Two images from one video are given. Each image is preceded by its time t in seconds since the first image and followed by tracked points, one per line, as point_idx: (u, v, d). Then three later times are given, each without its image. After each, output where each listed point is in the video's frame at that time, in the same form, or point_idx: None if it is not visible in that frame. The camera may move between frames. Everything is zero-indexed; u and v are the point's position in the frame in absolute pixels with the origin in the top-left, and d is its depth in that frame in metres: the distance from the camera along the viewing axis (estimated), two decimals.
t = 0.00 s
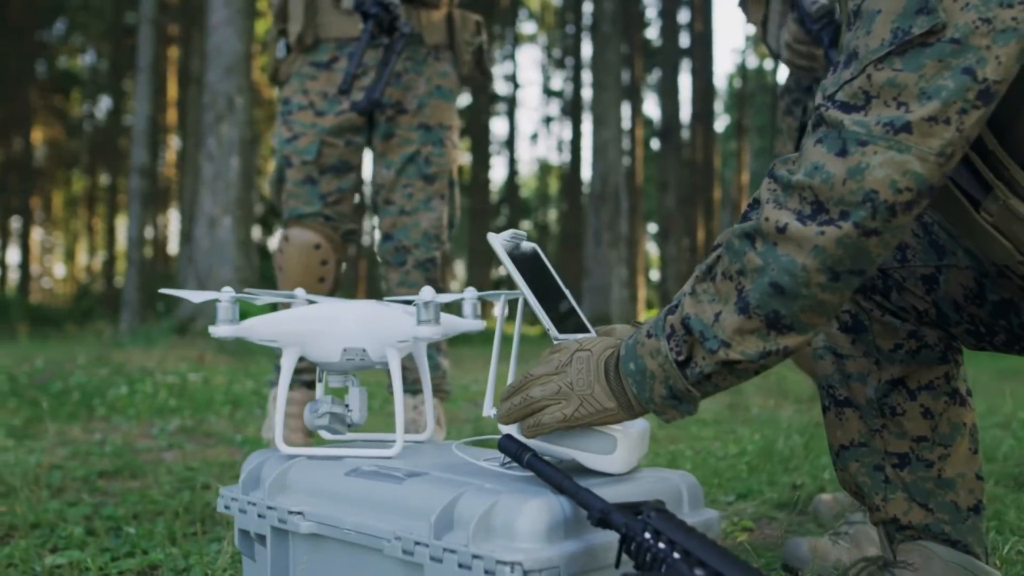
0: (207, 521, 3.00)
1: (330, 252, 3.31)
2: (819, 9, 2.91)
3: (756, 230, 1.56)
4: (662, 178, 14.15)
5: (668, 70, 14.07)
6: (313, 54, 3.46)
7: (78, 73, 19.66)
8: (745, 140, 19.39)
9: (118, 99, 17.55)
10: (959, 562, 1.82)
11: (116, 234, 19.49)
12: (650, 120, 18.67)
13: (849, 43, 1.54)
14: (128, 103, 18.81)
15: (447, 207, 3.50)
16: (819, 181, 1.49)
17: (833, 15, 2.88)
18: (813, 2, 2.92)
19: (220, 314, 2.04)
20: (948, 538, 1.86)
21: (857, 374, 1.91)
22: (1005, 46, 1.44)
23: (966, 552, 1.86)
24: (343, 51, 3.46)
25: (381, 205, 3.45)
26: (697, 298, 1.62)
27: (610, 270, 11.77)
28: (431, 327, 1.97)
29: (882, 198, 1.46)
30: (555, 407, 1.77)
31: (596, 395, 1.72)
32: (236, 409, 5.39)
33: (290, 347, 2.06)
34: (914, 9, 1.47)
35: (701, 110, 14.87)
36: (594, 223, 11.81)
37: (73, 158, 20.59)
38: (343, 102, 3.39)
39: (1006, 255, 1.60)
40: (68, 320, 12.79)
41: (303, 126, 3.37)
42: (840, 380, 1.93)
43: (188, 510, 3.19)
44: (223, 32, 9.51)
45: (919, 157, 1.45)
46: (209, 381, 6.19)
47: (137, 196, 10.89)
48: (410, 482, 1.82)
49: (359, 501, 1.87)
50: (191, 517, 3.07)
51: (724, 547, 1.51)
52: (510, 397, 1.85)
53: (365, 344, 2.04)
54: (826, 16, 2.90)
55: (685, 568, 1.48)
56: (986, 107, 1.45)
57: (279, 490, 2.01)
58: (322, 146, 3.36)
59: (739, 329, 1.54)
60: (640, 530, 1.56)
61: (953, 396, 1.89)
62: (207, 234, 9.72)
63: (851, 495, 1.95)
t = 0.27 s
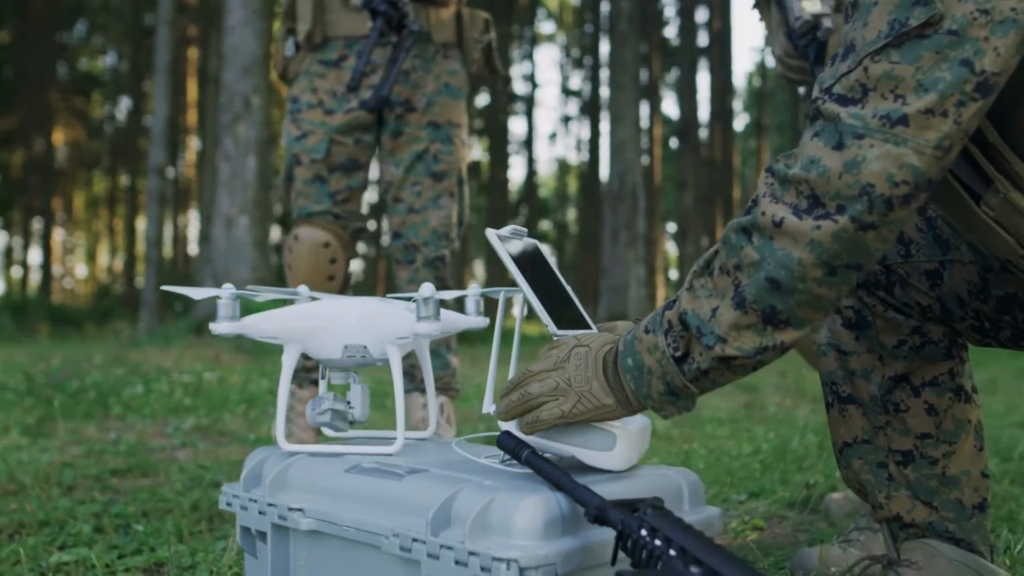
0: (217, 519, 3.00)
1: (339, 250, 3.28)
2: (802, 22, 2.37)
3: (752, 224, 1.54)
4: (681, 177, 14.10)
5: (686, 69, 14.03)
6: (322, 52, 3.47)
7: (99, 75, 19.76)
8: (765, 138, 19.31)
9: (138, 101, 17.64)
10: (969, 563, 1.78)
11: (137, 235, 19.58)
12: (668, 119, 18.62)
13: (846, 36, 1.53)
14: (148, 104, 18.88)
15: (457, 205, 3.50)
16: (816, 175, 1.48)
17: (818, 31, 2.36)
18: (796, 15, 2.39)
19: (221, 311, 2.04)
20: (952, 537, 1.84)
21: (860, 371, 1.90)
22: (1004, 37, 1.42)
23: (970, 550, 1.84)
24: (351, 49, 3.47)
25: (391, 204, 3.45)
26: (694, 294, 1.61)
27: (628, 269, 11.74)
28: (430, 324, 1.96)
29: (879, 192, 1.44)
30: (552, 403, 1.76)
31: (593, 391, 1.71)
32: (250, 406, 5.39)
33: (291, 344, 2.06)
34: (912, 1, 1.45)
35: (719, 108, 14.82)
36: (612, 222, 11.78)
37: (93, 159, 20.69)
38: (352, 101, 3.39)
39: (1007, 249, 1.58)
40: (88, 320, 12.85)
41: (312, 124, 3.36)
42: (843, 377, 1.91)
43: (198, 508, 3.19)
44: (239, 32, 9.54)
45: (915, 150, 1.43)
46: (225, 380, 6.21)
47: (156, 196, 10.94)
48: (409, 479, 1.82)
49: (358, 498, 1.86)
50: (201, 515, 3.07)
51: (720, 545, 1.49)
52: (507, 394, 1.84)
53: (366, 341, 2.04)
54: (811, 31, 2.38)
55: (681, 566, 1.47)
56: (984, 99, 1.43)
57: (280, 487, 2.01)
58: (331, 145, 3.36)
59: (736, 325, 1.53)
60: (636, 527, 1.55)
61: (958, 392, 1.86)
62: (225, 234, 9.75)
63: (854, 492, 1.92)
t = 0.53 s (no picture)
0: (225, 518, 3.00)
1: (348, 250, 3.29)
2: (791, 46, 2.19)
3: (749, 221, 1.53)
4: (698, 176, 14.05)
5: (703, 68, 13.98)
6: (330, 52, 3.47)
7: (118, 76, 19.86)
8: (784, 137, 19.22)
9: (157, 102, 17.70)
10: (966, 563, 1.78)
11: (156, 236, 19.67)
12: (686, 118, 18.57)
13: (843, 31, 1.52)
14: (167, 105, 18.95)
15: (465, 204, 3.49)
16: (812, 172, 1.47)
17: (809, 57, 2.18)
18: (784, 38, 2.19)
19: (221, 309, 2.03)
20: (955, 537, 1.82)
21: (864, 369, 1.88)
22: (1001, 31, 1.41)
23: (973, 550, 1.82)
24: (359, 49, 3.47)
25: (399, 203, 3.44)
26: (692, 292, 1.60)
27: (644, 269, 11.70)
28: (429, 322, 1.95)
29: (875, 188, 1.43)
30: (551, 402, 1.75)
31: (592, 390, 1.70)
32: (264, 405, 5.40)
33: (292, 343, 2.05)
34: None
35: (736, 108, 14.75)
36: (628, 221, 11.74)
37: (113, 161, 20.78)
38: (360, 100, 3.39)
39: (1009, 246, 1.56)
40: (107, 321, 12.90)
41: (320, 124, 3.36)
42: (846, 375, 1.89)
43: (207, 507, 3.19)
44: (255, 33, 9.56)
45: (912, 145, 1.42)
46: (239, 380, 6.22)
47: (173, 197, 10.98)
48: (408, 477, 1.81)
49: (358, 497, 1.86)
50: (209, 515, 3.08)
51: (715, 543, 1.48)
52: (505, 394, 1.83)
53: (367, 340, 2.04)
54: (801, 57, 2.20)
55: (676, 565, 1.46)
56: (982, 94, 1.42)
57: (281, 486, 2.00)
58: (339, 145, 3.35)
59: (732, 323, 1.52)
60: (632, 527, 1.54)
61: (962, 390, 1.85)
62: (241, 234, 9.78)
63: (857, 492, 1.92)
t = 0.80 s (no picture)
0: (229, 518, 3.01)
1: (353, 251, 3.28)
2: (782, 81, 2.08)
3: (742, 222, 1.52)
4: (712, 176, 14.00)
5: (717, 68, 13.93)
6: (335, 52, 3.47)
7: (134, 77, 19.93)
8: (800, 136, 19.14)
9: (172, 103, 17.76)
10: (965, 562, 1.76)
11: (172, 236, 19.73)
12: (700, 118, 18.53)
13: (837, 30, 1.51)
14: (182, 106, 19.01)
15: (471, 204, 3.48)
16: (804, 172, 1.46)
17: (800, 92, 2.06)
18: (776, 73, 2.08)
19: (219, 310, 2.03)
20: (953, 538, 1.82)
21: (864, 370, 1.88)
22: (995, 30, 1.40)
23: (972, 552, 1.82)
24: (364, 49, 3.47)
25: (404, 203, 3.44)
26: (685, 292, 1.59)
27: (658, 269, 11.66)
28: (426, 323, 1.95)
29: (867, 188, 1.41)
30: (546, 403, 1.74)
31: (586, 391, 1.69)
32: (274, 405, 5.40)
33: (291, 344, 2.05)
34: None
35: (751, 107, 14.70)
36: (642, 221, 11.71)
37: (129, 162, 20.86)
38: (365, 101, 3.39)
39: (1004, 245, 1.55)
40: (122, 321, 12.95)
41: (325, 125, 3.37)
42: (846, 376, 1.90)
43: (212, 508, 3.20)
44: (267, 34, 9.57)
45: (905, 145, 1.40)
46: (250, 380, 6.23)
47: (186, 198, 11.01)
48: (403, 478, 1.81)
49: (354, 497, 1.86)
50: (214, 515, 3.09)
51: (707, 545, 1.48)
52: (501, 394, 1.83)
53: (365, 340, 2.04)
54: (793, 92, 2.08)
55: (667, 568, 1.45)
56: (975, 93, 1.40)
57: (279, 487, 2.00)
58: (344, 145, 3.36)
59: (725, 324, 1.50)
60: (625, 529, 1.54)
61: (961, 391, 1.84)
62: (254, 235, 9.81)
63: (856, 493, 1.92)
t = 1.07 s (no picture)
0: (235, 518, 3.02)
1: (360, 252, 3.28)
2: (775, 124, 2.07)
3: (732, 223, 1.51)
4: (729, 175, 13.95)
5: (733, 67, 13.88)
6: (340, 55, 3.47)
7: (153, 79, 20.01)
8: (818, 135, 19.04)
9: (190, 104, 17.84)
10: (962, 565, 1.77)
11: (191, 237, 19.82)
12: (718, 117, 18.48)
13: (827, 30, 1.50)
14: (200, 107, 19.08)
15: (477, 206, 3.49)
16: (794, 173, 1.45)
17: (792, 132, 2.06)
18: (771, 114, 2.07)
19: (217, 313, 2.02)
20: (951, 543, 1.82)
21: (861, 373, 1.86)
22: (986, 29, 1.38)
23: (970, 556, 1.81)
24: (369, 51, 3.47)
25: (410, 204, 3.45)
26: (677, 295, 1.58)
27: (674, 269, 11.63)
28: (421, 325, 1.97)
29: (857, 189, 1.40)
30: (539, 405, 1.74)
31: (579, 394, 1.69)
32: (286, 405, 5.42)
33: (289, 346, 2.05)
34: None
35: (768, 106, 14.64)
36: (657, 221, 11.68)
37: (148, 163, 20.97)
38: (370, 103, 3.39)
39: (999, 247, 1.54)
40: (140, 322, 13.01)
41: (331, 127, 3.38)
42: (841, 378, 1.88)
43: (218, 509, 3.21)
44: (281, 35, 9.59)
45: (894, 146, 1.39)
46: (263, 381, 6.25)
47: (202, 199, 11.06)
48: (399, 481, 1.81)
49: (350, 500, 1.86)
50: (219, 516, 3.10)
51: (697, 549, 1.47)
52: (495, 396, 1.83)
53: (364, 343, 2.03)
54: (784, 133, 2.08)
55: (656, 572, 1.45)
56: (967, 93, 1.39)
57: (276, 489, 2.00)
58: (350, 147, 3.37)
59: (715, 326, 1.50)
60: (615, 532, 1.53)
61: (958, 394, 1.83)
62: (269, 235, 9.85)
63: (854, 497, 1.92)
